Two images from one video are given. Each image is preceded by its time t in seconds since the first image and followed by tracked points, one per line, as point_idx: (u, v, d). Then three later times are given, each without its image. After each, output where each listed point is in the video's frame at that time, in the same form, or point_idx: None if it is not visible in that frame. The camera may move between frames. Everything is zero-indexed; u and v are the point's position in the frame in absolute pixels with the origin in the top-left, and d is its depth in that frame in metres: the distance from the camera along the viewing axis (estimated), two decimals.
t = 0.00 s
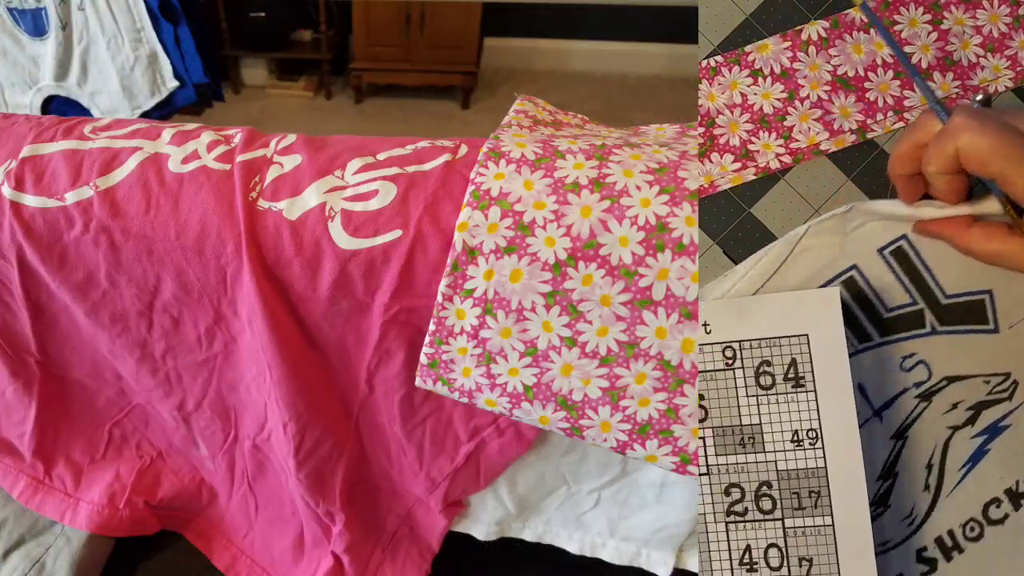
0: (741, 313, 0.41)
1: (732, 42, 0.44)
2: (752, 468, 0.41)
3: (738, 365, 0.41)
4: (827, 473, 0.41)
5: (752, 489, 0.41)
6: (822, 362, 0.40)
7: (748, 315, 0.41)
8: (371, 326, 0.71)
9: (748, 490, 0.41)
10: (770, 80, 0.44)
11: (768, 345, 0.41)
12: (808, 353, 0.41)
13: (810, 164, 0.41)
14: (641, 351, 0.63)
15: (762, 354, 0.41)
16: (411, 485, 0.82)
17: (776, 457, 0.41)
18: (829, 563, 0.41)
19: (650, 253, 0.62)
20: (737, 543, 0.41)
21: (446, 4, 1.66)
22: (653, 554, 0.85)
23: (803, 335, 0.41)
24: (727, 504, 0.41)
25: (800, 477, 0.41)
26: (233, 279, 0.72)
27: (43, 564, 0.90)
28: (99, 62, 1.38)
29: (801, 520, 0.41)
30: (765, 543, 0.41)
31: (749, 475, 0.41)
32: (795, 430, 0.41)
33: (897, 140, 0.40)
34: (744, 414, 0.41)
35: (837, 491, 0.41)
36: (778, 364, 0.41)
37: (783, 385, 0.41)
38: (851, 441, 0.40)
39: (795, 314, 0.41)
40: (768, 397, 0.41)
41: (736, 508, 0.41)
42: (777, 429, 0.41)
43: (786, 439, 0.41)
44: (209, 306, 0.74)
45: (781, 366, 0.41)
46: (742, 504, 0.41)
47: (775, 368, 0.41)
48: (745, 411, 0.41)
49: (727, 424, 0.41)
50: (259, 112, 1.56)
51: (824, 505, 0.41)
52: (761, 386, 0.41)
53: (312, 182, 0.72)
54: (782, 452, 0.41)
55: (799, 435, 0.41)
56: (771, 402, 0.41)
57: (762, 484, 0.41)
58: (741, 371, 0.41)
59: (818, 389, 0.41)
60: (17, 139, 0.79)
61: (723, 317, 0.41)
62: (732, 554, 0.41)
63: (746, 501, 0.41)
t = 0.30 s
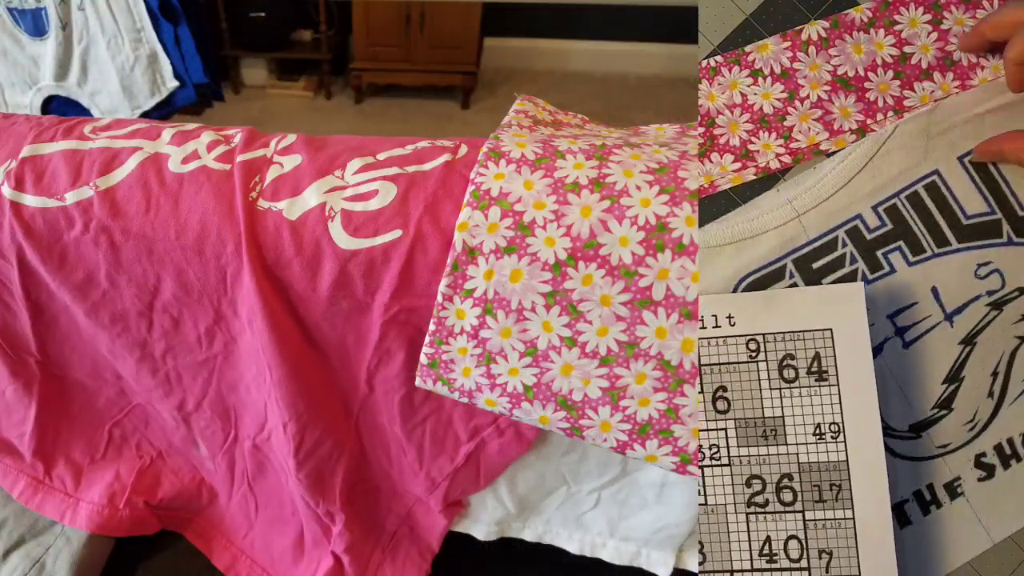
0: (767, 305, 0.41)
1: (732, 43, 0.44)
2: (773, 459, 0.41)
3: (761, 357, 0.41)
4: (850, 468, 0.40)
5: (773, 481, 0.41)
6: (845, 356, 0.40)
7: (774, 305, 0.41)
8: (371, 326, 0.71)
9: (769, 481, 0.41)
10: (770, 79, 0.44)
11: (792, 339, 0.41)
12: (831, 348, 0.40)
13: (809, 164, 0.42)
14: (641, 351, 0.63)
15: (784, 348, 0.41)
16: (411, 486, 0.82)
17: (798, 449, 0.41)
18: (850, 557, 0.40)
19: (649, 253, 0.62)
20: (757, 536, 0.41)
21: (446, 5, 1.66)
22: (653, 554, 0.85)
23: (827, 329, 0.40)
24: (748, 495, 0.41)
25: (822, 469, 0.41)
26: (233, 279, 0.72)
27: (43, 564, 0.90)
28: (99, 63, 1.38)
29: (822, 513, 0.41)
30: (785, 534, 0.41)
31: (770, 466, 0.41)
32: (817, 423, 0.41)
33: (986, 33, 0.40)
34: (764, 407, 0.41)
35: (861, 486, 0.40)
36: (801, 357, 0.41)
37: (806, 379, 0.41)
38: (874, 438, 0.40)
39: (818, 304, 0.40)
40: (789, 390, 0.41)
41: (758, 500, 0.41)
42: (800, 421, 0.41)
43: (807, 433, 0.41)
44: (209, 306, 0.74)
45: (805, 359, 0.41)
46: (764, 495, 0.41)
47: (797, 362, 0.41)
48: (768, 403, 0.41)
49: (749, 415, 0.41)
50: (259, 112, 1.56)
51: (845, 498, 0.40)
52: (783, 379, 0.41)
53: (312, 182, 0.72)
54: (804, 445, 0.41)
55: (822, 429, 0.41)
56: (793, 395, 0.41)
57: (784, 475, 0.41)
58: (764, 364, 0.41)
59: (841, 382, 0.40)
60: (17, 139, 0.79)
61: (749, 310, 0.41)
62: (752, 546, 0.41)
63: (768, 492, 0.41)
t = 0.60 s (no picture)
0: (797, 301, 0.42)
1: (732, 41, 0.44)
2: (799, 452, 0.42)
3: (791, 352, 0.42)
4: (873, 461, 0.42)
5: (797, 474, 0.42)
6: (873, 350, 0.41)
7: (806, 299, 0.42)
8: (371, 326, 0.71)
9: (793, 474, 0.42)
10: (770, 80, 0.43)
11: (821, 333, 0.42)
12: (861, 343, 0.41)
13: (809, 165, 0.42)
14: (641, 351, 0.63)
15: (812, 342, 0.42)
16: (411, 486, 0.82)
17: (823, 443, 0.42)
18: (868, 550, 0.42)
19: (650, 253, 0.62)
20: (780, 526, 0.42)
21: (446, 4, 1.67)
22: (653, 554, 0.85)
23: (857, 323, 0.41)
24: (772, 487, 0.42)
25: (845, 463, 0.42)
26: (233, 279, 0.72)
27: (43, 564, 0.90)
28: (99, 63, 1.38)
29: (844, 507, 0.42)
30: (807, 527, 0.42)
31: (795, 459, 0.42)
32: (843, 418, 0.42)
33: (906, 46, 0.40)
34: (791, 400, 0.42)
35: (882, 479, 0.42)
36: (829, 351, 0.42)
37: (833, 373, 0.42)
38: (900, 432, 0.42)
39: (842, 300, 0.42)
40: (817, 383, 0.42)
41: (780, 492, 0.42)
42: (826, 415, 0.42)
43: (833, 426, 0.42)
44: (209, 306, 0.74)
45: (833, 354, 0.42)
46: (787, 488, 0.42)
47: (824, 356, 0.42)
48: (795, 396, 0.42)
49: (776, 408, 0.42)
50: (259, 112, 1.56)
51: (866, 493, 0.42)
52: (811, 373, 0.42)
53: (311, 182, 0.72)
54: (829, 439, 0.42)
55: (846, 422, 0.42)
56: (821, 389, 0.42)
57: (808, 469, 0.42)
58: (793, 357, 0.42)
59: (869, 376, 0.42)
60: (18, 139, 0.79)
61: (780, 304, 0.42)
62: (774, 535, 0.42)
63: (791, 485, 0.42)
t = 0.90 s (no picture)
0: (811, 295, 0.41)
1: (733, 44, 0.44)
2: (810, 448, 0.42)
3: (803, 348, 0.42)
4: (885, 457, 0.42)
5: (808, 470, 0.42)
6: (886, 346, 0.41)
7: (818, 295, 0.41)
8: (371, 326, 0.71)
9: (805, 470, 0.42)
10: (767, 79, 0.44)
11: (832, 328, 0.42)
12: (872, 338, 0.41)
13: (809, 164, 0.42)
14: (641, 351, 0.63)
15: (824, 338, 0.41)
16: (411, 486, 0.82)
17: (835, 439, 0.42)
18: (881, 546, 0.42)
19: (649, 253, 0.62)
20: (791, 521, 0.42)
21: (446, 4, 1.67)
22: (653, 554, 0.85)
23: (869, 320, 0.41)
24: (783, 483, 0.42)
25: (857, 459, 0.42)
26: (233, 280, 0.72)
27: (42, 564, 0.90)
28: (99, 63, 1.38)
29: (856, 503, 0.42)
30: (819, 523, 0.42)
31: (806, 454, 0.42)
32: (854, 413, 0.42)
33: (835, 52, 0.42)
34: (802, 396, 0.42)
35: (894, 475, 0.42)
36: (841, 347, 0.42)
37: (845, 369, 0.42)
38: (912, 428, 0.41)
39: (858, 297, 0.41)
40: (829, 379, 0.42)
41: (792, 488, 0.42)
42: (837, 411, 0.42)
43: (844, 423, 0.42)
44: (209, 306, 0.74)
45: (845, 350, 0.42)
46: (798, 484, 0.42)
47: (838, 353, 0.42)
48: (806, 392, 0.42)
49: (787, 403, 0.42)
50: (259, 112, 1.56)
51: (879, 488, 0.42)
52: (822, 368, 0.42)
53: (311, 182, 0.72)
54: (840, 434, 0.42)
55: (858, 419, 0.42)
56: (833, 384, 0.42)
57: (819, 465, 0.42)
58: (804, 353, 0.42)
59: (881, 372, 0.41)
60: (18, 139, 0.80)
61: (792, 299, 0.42)
62: (786, 530, 0.42)
63: (802, 481, 0.42)
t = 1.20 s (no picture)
0: (818, 293, 0.41)
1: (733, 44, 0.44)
2: (818, 447, 0.41)
3: (812, 346, 0.41)
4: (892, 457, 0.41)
5: (816, 469, 0.42)
6: (895, 346, 0.41)
7: (826, 294, 0.41)
8: (371, 326, 0.71)
9: (812, 469, 0.42)
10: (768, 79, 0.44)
11: (843, 327, 0.41)
12: (883, 337, 0.41)
13: (809, 164, 0.42)
14: (641, 351, 0.63)
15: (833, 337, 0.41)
16: (411, 486, 0.82)
17: (843, 438, 0.41)
18: (888, 548, 0.42)
19: (650, 253, 0.62)
20: (798, 521, 0.42)
21: (446, 4, 1.67)
22: (653, 554, 0.85)
23: (879, 319, 0.41)
24: (790, 482, 0.42)
25: (866, 459, 0.41)
26: (233, 280, 0.72)
27: (42, 564, 0.90)
28: (99, 63, 1.38)
29: (865, 504, 0.41)
30: (825, 523, 0.42)
31: (814, 454, 0.42)
32: (864, 413, 0.41)
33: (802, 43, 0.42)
34: (811, 395, 0.41)
35: (903, 476, 0.41)
36: (851, 346, 0.41)
37: (855, 369, 0.41)
38: (921, 428, 0.41)
39: (865, 297, 0.41)
40: (838, 378, 0.41)
41: (799, 487, 0.42)
42: (846, 410, 0.41)
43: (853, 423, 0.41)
44: (210, 306, 0.74)
45: (854, 349, 0.41)
46: (805, 483, 0.42)
47: (847, 353, 0.41)
48: (814, 391, 0.41)
49: (795, 402, 0.42)
50: (259, 112, 1.56)
51: (887, 488, 0.41)
52: (832, 367, 0.41)
53: (312, 182, 0.72)
54: (849, 434, 0.41)
55: (867, 419, 0.41)
56: (842, 383, 0.41)
57: (827, 464, 0.42)
58: (813, 351, 0.41)
59: (891, 372, 0.41)
60: (17, 139, 0.79)
61: (801, 298, 0.41)
62: (793, 530, 0.42)
63: (809, 480, 0.42)
